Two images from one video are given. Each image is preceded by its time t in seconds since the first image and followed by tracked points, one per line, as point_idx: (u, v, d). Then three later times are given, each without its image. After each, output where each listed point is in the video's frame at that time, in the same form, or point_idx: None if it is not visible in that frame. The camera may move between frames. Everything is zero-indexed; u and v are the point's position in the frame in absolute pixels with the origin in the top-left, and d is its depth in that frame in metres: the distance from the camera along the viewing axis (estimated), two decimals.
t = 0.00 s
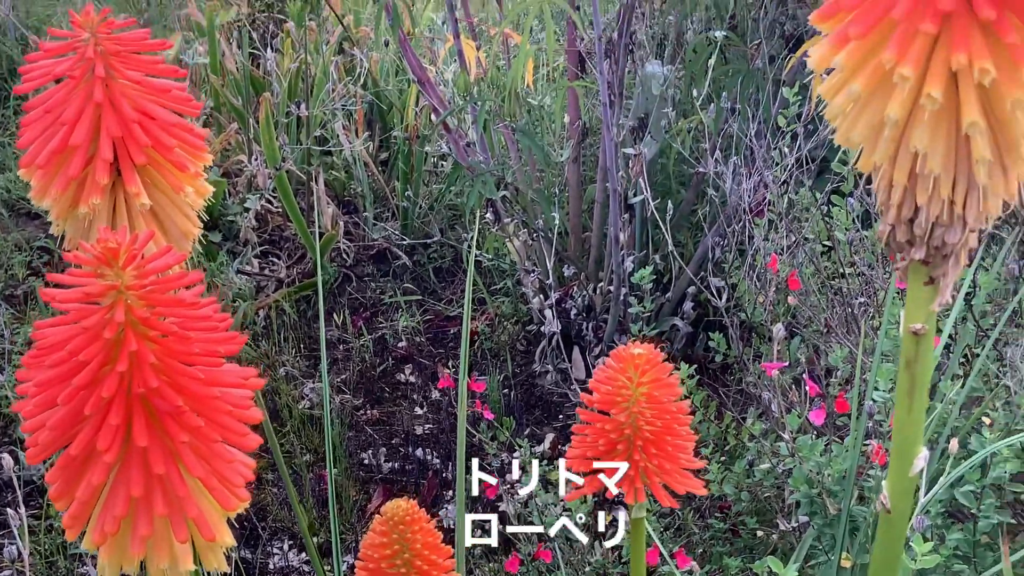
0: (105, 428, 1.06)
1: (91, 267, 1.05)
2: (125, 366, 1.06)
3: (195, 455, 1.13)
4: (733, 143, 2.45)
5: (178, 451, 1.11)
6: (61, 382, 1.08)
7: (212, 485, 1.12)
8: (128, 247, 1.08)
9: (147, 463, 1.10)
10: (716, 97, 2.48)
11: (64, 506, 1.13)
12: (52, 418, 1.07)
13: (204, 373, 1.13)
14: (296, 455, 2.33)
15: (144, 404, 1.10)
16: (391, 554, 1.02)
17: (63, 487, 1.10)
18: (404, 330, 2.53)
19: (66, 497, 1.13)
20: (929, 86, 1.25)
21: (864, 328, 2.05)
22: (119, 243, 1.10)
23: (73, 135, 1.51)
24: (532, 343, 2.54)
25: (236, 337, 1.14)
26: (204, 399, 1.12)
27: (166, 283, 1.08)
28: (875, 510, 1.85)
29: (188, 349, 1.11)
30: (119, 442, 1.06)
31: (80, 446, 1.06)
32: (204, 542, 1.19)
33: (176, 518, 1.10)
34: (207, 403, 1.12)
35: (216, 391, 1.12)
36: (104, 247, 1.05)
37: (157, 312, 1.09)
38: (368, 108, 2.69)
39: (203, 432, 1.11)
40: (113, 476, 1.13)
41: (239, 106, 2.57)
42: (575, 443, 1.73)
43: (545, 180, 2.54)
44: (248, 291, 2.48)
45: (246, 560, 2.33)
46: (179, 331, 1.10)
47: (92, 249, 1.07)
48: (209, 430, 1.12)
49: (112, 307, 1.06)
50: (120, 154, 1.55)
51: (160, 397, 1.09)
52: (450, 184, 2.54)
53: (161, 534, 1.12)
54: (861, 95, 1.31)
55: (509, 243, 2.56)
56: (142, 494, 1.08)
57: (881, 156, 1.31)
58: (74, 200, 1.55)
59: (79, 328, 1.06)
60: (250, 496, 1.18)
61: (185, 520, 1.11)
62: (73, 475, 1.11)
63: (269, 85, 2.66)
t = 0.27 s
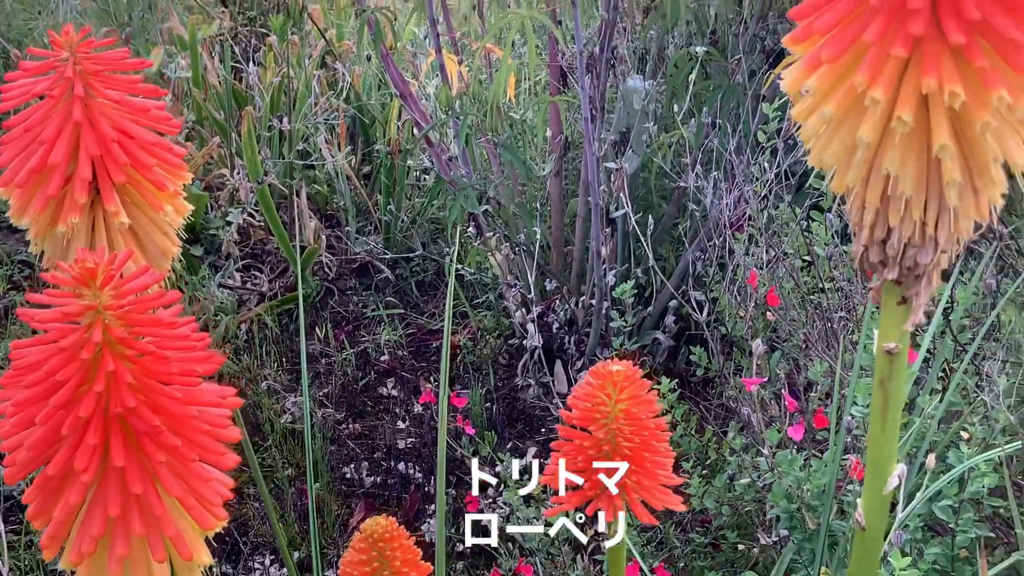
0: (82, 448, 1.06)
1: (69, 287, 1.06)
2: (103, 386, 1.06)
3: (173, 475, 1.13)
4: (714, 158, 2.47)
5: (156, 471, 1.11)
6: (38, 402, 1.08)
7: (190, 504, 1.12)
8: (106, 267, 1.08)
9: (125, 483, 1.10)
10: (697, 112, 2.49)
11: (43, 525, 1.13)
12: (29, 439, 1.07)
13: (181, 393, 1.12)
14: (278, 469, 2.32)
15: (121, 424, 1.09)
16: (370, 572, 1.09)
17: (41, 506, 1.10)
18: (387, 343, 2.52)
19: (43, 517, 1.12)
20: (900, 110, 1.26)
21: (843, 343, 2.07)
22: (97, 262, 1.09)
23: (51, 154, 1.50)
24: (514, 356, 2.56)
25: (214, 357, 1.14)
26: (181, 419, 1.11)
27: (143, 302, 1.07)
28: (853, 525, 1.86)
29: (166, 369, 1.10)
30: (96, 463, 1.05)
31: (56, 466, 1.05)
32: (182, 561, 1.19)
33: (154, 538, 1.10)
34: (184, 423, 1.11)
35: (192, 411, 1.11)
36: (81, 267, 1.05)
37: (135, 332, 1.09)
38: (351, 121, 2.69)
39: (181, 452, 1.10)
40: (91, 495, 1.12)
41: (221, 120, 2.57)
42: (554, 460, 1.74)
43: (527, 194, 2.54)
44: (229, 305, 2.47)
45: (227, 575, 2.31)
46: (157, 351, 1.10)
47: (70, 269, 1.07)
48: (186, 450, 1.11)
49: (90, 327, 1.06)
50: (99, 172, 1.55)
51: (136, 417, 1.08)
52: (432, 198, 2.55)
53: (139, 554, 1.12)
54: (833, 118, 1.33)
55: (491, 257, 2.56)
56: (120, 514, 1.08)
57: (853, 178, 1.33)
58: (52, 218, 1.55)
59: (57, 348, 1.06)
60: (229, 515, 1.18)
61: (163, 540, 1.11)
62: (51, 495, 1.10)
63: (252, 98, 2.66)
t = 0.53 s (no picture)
0: (51, 469, 1.06)
1: (39, 307, 1.05)
2: (72, 406, 1.06)
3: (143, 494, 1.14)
4: (692, 170, 2.48)
5: (126, 491, 1.11)
6: (7, 422, 1.07)
7: (161, 524, 1.13)
8: (77, 286, 1.08)
9: (95, 504, 1.10)
10: (676, 124, 2.50)
11: (10, 547, 1.12)
12: None
13: (152, 413, 1.13)
14: (257, 483, 2.31)
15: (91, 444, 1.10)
16: None
17: (9, 528, 1.09)
18: (367, 355, 2.51)
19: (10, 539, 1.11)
20: (866, 131, 1.26)
21: (819, 355, 2.07)
22: (67, 282, 1.10)
23: (23, 172, 1.50)
24: (495, 368, 2.55)
25: (185, 377, 1.14)
26: (152, 439, 1.12)
27: (114, 323, 1.08)
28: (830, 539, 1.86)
29: (136, 390, 1.10)
30: (65, 484, 1.06)
31: (26, 487, 1.05)
32: None
33: (124, 558, 1.11)
34: (156, 443, 1.12)
35: (163, 430, 1.12)
36: (51, 288, 1.05)
37: (105, 352, 1.09)
38: (331, 133, 2.70)
39: (152, 472, 1.11)
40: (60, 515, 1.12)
41: (201, 132, 2.57)
42: (529, 476, 1.74)
43: (507, 206, 2.55)
44: (209, 318, 2.47)
45: None
46: (127, 371, 1.10)
47: (40, 288, 1.07)
48: (157, 470, 1.12)
49: (60, 346, 1.06)
50: (71, 191, 1.54)
51: (106, 437, 1.09)
52: (412, 210, 2.55)
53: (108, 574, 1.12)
54: (801, 139, 1.34)
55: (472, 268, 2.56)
56: (90, 535, 1.09)
57: (821, 199, 1.34)
58: (23, 237, 1.53)
59: (26, 368, 1.06)
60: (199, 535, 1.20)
61: (133, 559, 1.12)
62: (20, 516, 1.10)
63: (232, 110, 2.66)
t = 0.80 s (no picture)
0: (17, 498, 1.06)
1: (4, 336, 1.05)
2: (38, 435, 1.05)
3: (110, 521, 1.14)
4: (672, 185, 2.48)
5: (93, 519, 1.12)
6: None
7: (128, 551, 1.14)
8: (42, 314, 1.08)
9: (61, 532, 1.11)
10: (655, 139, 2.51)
11: None
12: None
13: (119, 440, 1.13)
14: (237, 497, 2.31)
15: (57, 472, 1.10)
16: None
17: None
18: (348, 369, 2.53)
19: None
20: (830, 160, 1.27)
21: (796, 371, 2.07)
22: (33, 309, 1.10)
23: None
24: (475, 382, 2.56)
25: (153, 405, 1.13)
26: (120, 467, 1.13)
27: (79, 350, 1.08)
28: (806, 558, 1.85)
29: (102, 417, 1.10)
30: (31, 513, 1.06)
31: None
32: None
33: None
34: (123, 471, 1.13)
35: (130, 458, 1.13)
36: (16, 316, 1.05)
37: (71, 379, 1.09)
38: (312, 147, 2.70)
39: (118, 500, 1.13)
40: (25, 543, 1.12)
41: (182, 145, 2.57)
42: (503, 497, 1.73)
43: (488, 220, 2.55)
44: (189, 332, 2.49)
45: None
46: (93, 399, 1.10)
47: (5, 316, 1.06)
48: (123, 498, 1.14)
49: (26, 374, 1.06)
50: (40, 216, 1.53)
51: (72, 465, 1.09)
52: (393, 224, 2.55)
53: None
54: (766, 168, 1.34)
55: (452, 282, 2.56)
56: (56, 563, 1.09)
57: (786, 227, 1.34)
58: None
59: None
60: (166, 560, 1.21)
61: None
62: None
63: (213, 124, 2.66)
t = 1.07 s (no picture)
0: None
1: None
2: (14, 464, 1.05)
3: (85, 551, 1.13)
4: (657, 201, 2.48)
5: (68, 549, 1.11)
6: None
7: None
8: (18, 343, 1.09)
9: (36, 563, 1.09)
10: (641, 155, 2.51)
11: None
12: None
13: (94, 469, 1.13)
14: (222, 514, 2.30)
15: (31, 502, 1.09)
16: None
17: None
18: (334, 385, 2.52)
19: None
20: (806, 191, 1.27)
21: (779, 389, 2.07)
22: (10, 338, 1.11)
23: None
24: (461, 398, 2.55)
25: (129, 432, 1.14)
26: (95, 496, 1.12)
27: (55, 379, 1.08)
28: None
29: (78, 446, 1.10)
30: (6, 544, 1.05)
31: None
32: None
33: None
34: (98, 501, 1.12)
35: (106, 488, 1.12)
36: None
37: (46, 408, 1.09)
38: (298, 162, 2.70)
39: (94, 529, 1.12)
40: None
41: (167, 161, 2.56)
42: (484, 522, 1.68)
43: (473, 235, 2.54)
44: (174, 348, 2.49)
45: None
46: (69, 427, 1.10)
47: None
48: (99, 526, 1.13)
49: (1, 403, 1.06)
50: (16, 241, 1.51)
51: (47, 495, 1.08)
52: (378, 239, 2.54)
53: None
54: (743, 197, 1.35)
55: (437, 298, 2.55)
56: None
57: (763, 257, 1.35)
58: None
59: None
60: None
61: None
62: None
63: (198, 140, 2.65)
